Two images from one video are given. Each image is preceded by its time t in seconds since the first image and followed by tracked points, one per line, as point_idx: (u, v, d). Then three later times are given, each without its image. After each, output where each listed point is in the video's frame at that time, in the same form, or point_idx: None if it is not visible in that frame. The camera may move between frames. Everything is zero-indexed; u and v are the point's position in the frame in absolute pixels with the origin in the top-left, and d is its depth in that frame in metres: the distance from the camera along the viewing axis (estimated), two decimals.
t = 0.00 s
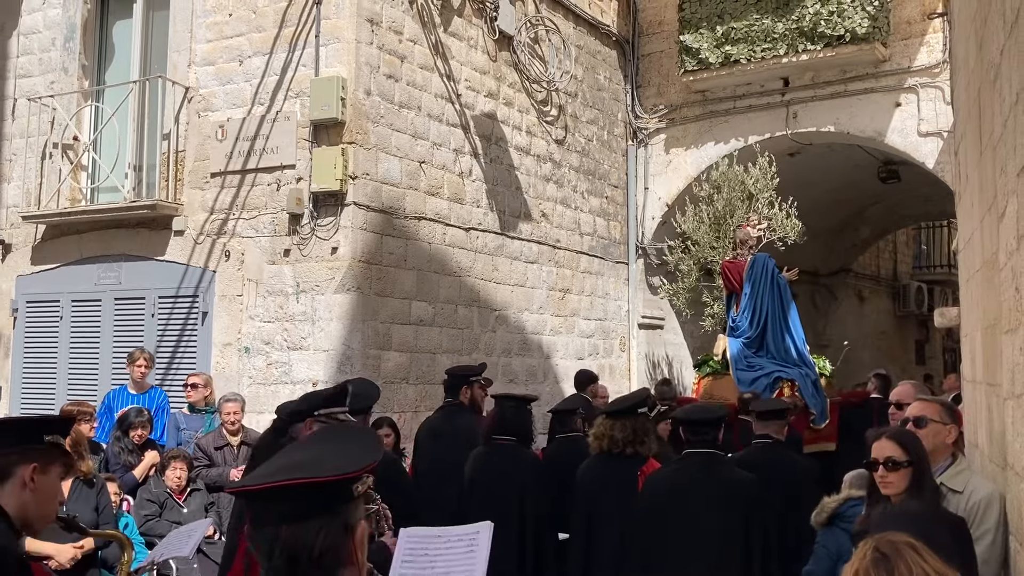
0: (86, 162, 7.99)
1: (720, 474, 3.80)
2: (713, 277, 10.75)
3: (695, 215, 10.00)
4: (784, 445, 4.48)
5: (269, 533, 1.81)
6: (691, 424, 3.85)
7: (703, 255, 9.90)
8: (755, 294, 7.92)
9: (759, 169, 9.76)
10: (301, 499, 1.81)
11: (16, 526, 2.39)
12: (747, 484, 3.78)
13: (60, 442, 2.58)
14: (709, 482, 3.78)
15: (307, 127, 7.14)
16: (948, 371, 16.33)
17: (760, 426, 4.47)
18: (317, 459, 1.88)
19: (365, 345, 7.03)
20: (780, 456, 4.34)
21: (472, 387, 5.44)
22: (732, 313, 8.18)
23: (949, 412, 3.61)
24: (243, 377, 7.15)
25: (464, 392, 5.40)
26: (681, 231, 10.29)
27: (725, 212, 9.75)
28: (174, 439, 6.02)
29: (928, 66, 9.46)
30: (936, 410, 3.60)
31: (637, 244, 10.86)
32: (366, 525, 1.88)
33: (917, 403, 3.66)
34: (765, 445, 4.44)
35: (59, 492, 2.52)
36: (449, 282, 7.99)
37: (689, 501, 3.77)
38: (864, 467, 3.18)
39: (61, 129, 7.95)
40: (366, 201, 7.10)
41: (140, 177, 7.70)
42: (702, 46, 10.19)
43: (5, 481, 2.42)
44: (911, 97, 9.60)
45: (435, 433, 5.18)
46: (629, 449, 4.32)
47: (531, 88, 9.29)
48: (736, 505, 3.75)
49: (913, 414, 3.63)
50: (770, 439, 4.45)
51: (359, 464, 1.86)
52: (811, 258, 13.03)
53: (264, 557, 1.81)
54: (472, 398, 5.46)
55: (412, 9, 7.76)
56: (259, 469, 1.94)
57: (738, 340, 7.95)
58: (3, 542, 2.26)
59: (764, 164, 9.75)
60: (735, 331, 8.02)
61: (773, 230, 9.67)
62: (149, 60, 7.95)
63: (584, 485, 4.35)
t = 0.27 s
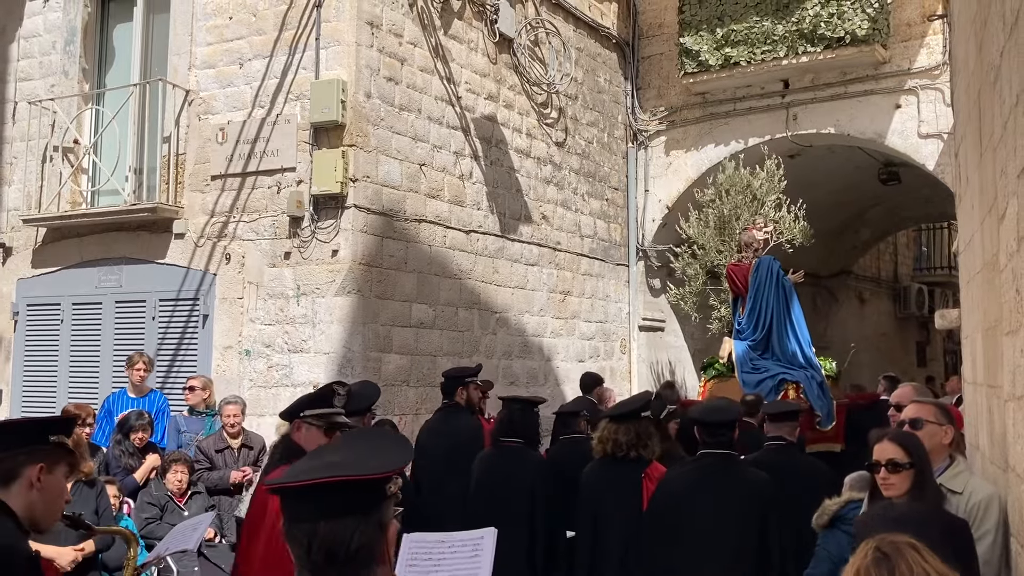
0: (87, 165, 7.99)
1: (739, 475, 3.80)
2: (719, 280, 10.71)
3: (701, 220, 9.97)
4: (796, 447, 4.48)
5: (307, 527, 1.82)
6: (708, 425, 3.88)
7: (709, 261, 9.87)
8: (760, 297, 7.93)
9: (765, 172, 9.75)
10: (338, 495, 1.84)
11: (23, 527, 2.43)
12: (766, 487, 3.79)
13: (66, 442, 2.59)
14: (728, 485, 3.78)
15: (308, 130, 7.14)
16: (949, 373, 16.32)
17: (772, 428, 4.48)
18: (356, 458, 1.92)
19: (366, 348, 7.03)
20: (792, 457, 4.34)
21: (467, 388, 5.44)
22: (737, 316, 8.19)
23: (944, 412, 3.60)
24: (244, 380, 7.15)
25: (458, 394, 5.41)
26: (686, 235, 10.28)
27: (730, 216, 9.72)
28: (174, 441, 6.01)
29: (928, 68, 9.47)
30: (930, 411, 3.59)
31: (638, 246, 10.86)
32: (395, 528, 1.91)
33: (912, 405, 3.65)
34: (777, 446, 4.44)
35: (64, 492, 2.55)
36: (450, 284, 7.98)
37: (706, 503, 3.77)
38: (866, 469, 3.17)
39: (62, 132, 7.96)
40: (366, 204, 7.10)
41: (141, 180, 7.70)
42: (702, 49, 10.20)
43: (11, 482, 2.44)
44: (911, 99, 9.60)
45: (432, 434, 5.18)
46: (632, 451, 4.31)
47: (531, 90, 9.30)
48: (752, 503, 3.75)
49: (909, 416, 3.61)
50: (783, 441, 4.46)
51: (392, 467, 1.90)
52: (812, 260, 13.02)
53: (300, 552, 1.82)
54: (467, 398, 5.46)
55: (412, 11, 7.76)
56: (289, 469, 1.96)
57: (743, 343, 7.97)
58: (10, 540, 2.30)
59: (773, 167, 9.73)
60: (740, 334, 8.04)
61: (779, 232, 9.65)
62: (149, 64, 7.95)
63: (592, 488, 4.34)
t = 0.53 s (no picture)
0: (87, 168, 8.00)
1: (748, 476, 3.81)
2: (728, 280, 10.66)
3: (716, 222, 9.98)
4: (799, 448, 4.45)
5: (371, 528, 1.75)
6: (723, 425, 3.85)
7: (723, 262, 9.84)
8: (772, 299, 7.92)
9: (777, 173, 9.73)
10: (398, 497, 1.78)
11: (37, 530, 2.28)
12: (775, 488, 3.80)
13: (79, 441, 2.41)
14: (737, 486, 3.79)
15: (308, 133, 7.15)
16: (950, 375, 16.32)
17: (776, 430, 4.44)
18: (410, 461, 1.89)
19: (367, 350, 7.03)
20: (795, 457, 4.34)
21: (471, 391, 5.52)
22: (751, 317, 8.19)
23: (942, 413, 3.61)
24: (245, 383, 7.15)
25: (463, 396, 5.49)
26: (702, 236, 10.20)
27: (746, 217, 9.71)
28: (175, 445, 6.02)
29: (928, 70, 9.47)
30: (928, 412, 3.60)
31: (638, 249, 10.87)
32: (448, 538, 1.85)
33: (909, 406, 3.66)
34: (778, 449, 4.42)
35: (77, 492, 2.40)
36: (450, 287, 7.99)
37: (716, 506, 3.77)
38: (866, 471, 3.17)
39: (63, 136, 7.97)
40: (367, 206, 7.11)
41: (142, 183, 7.70)
42: (702, 51, 10.21)
43: (27, 481, 2.29)
44: (911, 101, 9.60)
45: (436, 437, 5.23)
46: (632, 453, 4.31)
47: (532, 93, 9.30)
48: (759, 505, 3.76)
49: (906, 418, 3.62)
50: (786, 443, 4.43)
51: (444, 473, 1.84)
52: (813, 262, 13.02)
53: (362, 554, 1.74)
54: (472, 402, 5.53)
55: (412, 14, 7.76)
56: (332, 478, 1.89)
57: (757, 345, 7.96)
58: (24, 543, 2.18)
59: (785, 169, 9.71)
60: (754, 336, 8.03)
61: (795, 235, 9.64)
62: (150, 67, 7.96)
63: (596, 490, 4.35)
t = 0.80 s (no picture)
0: (88, 170, 8.01)
1: (749, 478, 3.82)
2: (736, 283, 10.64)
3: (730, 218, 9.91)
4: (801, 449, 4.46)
5: (457, 517, 1.77)
6: (728, 426, 3.86)
7: (736, 259, 9.79)
8: (786, 300, 7.91)
9: (799, 173, 9.68)
10: (480, 488, 1.80)
11: (64, 531, 2.35)
12: (778, 489, 3.82)
13: (105, 445, 2.49)
14: (741, 487, 3.81)
15: (309, 135, 7.15)
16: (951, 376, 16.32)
17: (777, 431, 4.46)
18: (477, 456, 1.89)
19: (368, 352, 7.03)
20: (796, 456, 4.35)
21: (485, 394, 5.57)
22: (763, 318, 8.17)
23: (943, 414, 3.61)
24: (245, 385, 7.15)
25: (475, 399, 5.53)
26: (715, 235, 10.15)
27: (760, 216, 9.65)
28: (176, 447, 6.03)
29: (929, 71, 9.47)
30: (930, 411, 3.60)
31: (639, 251, 10.87)
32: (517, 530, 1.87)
33: (911, 406, 3.66)
34: (778, 449, 4.41)
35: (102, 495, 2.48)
36: (451, 289, 7.99)
37: (719, 506, 3.79)
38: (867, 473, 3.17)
39: (64, 138, 7.97)
40: (367, 208, 7.11)
41: (142, 185, 7.70)
42: (703, 53, 10.21)
43: (54, 484, 2.36)
44: (912, 103, 9.60)
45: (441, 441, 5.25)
46: (634, 454, 4.33)
47: (532, 94, 9.30)
48: (759, 507, 3.78)
49: (909, 417, 3.61)
50: (786, 443, 4.44)
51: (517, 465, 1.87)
52: (814, 263, 13.01)
53: (442, 542, 1.75)
54: (486, 404, 5.59)
55: (413, 17, 7.77)
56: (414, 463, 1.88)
57: (769, 347, 7.96)
58: (51, 544, 2.24)
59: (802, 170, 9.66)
60: (766, 337, 8.02)
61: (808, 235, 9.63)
62: (151, 70, 7.97)
63: (600, 490, 4.39)
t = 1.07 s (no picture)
0: (90, 172, 8.02)
1: (749, 479, 3.83)
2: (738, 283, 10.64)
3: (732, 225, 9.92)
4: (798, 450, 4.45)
5: (514, 503, 1.96)
6: (725, 428, 3.91)
7: (740, 262, 9.78)
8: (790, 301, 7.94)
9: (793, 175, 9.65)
10: (537, 474, 2.00)
11: (106, 530, 2.44)
12: (778, 489, 3.81)
13: (147, 446, 2.58)
14: (739, 488, 3.82)
15: (310, 137, 7.16)
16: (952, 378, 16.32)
17: (775, 431, 4.44)
18: (531, 444, 2.08)
19: (369, 354, 7.03)
20: (795, 457, 4.35)
21: (509, 394, 5.61)
22: (768, 320, 8.21)
23: (945, 416, 3.64)
24: (247, 386, 7.15)
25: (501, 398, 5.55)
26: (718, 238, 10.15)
27: (766, 217, 9.61)
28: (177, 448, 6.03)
29: (929, 72, 9.47)
30: (932, 412, 3.62)
31: (640, 252, 10.87)
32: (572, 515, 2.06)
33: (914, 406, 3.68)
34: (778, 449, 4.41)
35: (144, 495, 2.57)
36: (452, 290, 7.99)
37: (717, 507, 3.82)
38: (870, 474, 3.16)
39: (65, 139, 7.97)
40: (369, 210, 7.12)
41: (144, 187, 7.71)
42: (703, 54, 10.21)
43: (97, 486, 2.44)
44: (913, 104, 9.60)
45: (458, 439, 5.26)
46: (637, 454, 4.35)
47: (533, 96, 9.31)
48: (760, 507, 3.78)
49: (913, 416, 3.62)
50: (784, 444, 4.44)
51: (570, 454, 2.07)
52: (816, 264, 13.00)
53: (500, 526, 1.96)
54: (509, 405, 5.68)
55: (414, 18, 7.78)
56: (474, 454, 2.08)
57: (775, 348, 7.98)
58: (94, 545, 2.32)
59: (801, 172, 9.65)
60: (771, 338, 8.05)
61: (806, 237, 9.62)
62: (152, 71, 7.97)
63: (602, 490, 4.41)
